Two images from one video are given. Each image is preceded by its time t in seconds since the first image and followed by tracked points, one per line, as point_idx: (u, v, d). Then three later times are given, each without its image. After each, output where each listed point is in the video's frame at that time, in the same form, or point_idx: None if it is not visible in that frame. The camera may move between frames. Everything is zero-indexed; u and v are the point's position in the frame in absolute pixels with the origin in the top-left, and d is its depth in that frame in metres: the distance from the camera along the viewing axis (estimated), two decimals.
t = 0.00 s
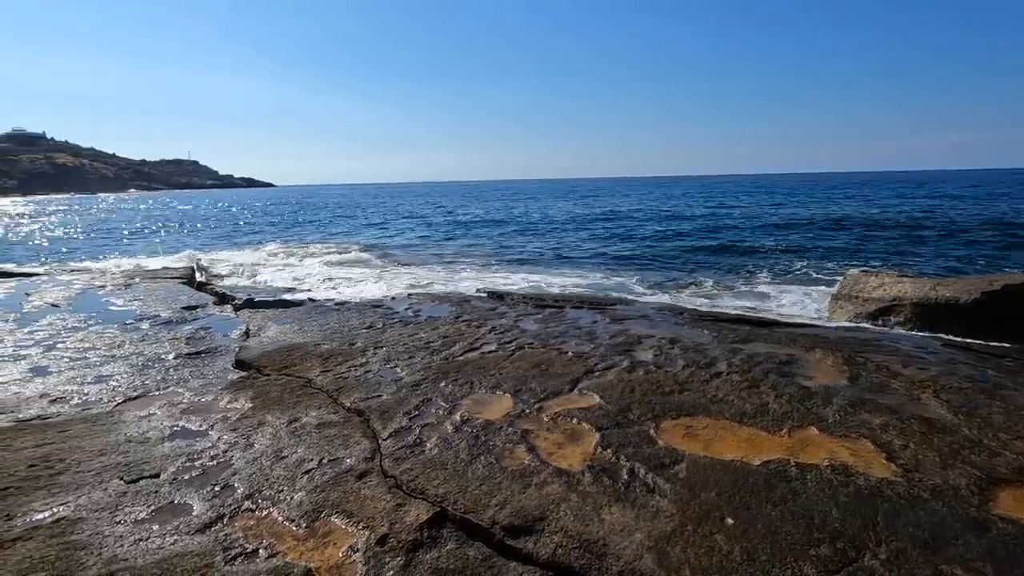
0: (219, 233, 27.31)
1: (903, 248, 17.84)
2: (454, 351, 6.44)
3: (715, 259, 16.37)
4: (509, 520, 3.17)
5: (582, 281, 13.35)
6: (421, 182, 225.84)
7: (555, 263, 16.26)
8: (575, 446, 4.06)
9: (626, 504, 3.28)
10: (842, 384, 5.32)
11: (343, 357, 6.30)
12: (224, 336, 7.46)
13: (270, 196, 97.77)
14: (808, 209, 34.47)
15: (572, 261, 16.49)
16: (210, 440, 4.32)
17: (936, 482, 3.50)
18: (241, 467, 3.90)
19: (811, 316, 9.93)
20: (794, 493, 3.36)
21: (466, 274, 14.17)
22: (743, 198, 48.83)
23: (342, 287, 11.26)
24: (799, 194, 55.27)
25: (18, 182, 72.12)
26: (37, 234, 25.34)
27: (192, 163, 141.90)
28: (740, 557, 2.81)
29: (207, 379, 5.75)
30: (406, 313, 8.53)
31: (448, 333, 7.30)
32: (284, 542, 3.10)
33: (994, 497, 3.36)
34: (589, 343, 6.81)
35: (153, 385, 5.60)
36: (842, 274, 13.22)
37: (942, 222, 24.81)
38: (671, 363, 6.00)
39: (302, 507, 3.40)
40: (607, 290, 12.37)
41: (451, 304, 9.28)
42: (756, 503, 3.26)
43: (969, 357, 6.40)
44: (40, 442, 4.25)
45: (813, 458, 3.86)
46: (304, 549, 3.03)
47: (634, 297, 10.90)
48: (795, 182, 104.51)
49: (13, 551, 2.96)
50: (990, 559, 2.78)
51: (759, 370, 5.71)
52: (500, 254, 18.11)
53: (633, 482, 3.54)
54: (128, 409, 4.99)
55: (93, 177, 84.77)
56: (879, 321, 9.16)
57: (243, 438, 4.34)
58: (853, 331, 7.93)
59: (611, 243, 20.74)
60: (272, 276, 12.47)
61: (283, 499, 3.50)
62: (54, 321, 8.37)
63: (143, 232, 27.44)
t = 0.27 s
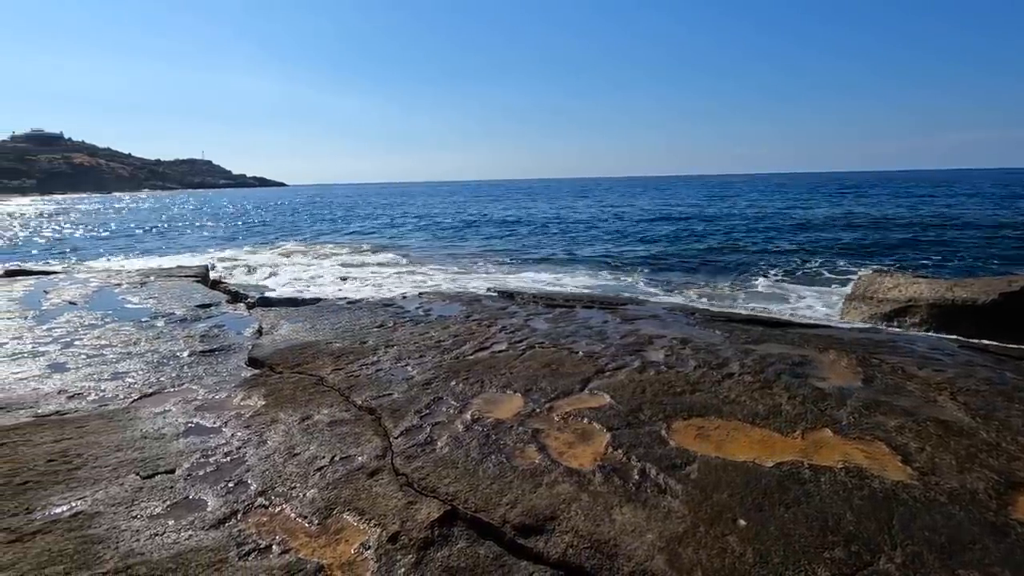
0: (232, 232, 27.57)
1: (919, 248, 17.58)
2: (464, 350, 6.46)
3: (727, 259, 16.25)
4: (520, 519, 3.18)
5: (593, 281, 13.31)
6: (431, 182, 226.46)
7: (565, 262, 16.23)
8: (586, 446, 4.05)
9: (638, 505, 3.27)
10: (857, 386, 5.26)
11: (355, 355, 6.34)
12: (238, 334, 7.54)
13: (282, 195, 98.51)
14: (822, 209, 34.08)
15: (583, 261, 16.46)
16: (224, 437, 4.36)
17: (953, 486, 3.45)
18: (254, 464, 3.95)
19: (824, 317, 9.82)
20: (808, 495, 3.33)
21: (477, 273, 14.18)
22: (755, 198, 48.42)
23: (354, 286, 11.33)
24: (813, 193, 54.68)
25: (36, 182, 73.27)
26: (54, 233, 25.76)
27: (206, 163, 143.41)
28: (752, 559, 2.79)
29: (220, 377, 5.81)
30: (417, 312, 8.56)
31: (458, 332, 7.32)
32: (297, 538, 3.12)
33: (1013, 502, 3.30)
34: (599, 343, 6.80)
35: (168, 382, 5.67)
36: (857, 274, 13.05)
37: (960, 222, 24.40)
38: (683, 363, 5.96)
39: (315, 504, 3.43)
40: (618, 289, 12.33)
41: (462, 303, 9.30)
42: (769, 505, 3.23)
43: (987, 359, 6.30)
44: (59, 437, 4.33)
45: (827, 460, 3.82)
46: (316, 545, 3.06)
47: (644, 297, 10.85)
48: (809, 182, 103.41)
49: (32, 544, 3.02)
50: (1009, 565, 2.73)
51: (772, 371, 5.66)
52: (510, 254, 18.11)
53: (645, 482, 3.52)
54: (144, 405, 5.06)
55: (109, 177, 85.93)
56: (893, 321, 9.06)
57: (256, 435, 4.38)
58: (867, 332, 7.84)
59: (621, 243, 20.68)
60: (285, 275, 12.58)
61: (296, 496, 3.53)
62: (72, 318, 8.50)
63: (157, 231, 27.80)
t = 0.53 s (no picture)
0: (244, 232, 27.80)
1: (935, 248, 17.33)
2: (475, 349, 6.47)
3: (738, 259, 16.13)
4: (531, 518, 3.18)
5: (603, 281, 13.27)
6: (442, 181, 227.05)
7: (575, 262, 16.19)
8: (597, 446, 4.04)
9: (649, 505, 3.26)
10: (870, 387, 5.20)
11: (366, 354, 6.38)
12: (250, 332, 7.60)
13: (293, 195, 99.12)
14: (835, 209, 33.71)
15: (592, 261, 16.41)
16: (237, 434, 4.41)
17: (970, 489, 3.40)
18: (267, 460, 3.98)
19: (837, 318, 9.73)
20: (822, 497, 3.29)
21: (486, 273, 14.18)
22: (767, 198, 48.00)
23: (364, 285, 11.37)
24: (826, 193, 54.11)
25: (52, 182, 74.30)
26: (69, 232, 26.11)
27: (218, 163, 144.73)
28: (765, 560, 2.77)
29: (233, 374, 5.87)
30: (427, 312, 8.59)
31: (468, 331, 7.33)
32: (309, 535, 3.14)
33: None
34: (610, 343, 6.78)
35: (181, 379, 5.74)
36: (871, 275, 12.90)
37: (977, 222, 24.03)
38: (693, 363, 5.93)
39: (327, 501, 3.45)
40: (628, 289, 12.29)
41: (472, 302, 9.32)
42: (781, 506, 3.21)
43: (1004, 361, 6.20)
44: (76, 432, 4.39)
45: (840, 462, 3.78)
46: (328, 542, 3.07)
47: (655, 297, 10.80)
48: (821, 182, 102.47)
49: (50, 538, 3.06)
50: None
51: (784, 372, 5.61)
52: (520, 253, 18.10)
53: (656, 483, 3.51)
54: (158, 402, 5.12)
55: (123, 177, 86.95)
56: (908, 321, 8.86)
57: (268, 432, 4.42)
58: (881, 333, 7.74)
59: (631, 243, 20.60)
60: (295, 274, 12.65)
61: (308, 493, 3.55)
62: (87, 316, 8.61)
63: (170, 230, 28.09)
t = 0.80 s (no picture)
0: (255, 232, 28.03)
1: (950, 249, 17.09)
2: (484, 349, 6.48)
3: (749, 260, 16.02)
4: (541, 518, 3.18)
5: (612, 281, 13.24)
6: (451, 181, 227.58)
7: (584, 263, 16.16)
8: (607, 447, 4.03)
9: (659, 506, 3.25)
10: (884, 390, 5.15)
11: (376, 353, 6.41)
12: (261, 331, 7.67)
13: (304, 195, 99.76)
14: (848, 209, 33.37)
15: (602, 261, 16.37)
16: (249, 432, 4.45)
17: (986, 493, 3.35)
18: (278, 458, 4.01)
19: (849, 320, 9.63)
20: (835, 500, 3.26)
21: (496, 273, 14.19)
22: (779, 198, 47.62)
23: (374, 285, 11.42)
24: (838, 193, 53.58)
25: (67, 182, 75.44)
26: (84, 231, 26.50)
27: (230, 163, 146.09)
28: (776, 563, 2.75)
29: (245, 373, 5.92)
30: (437, 312, 8.61)
31: (478, 331, 7.34)
32: (320, 533, 3.17)
33: None
34: (619, 344, 6.76)
35: (194, 378, 5.80)
36: (884, 276, 12.75)
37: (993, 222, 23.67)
38: (704, 364, 5.90)
39: (338, 499, 3.47)
40: (638, 290, 12.25)
41: (481, 303, 9.33)
42: (793, 509, 3.18)
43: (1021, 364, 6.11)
44: (91, 429, 4.46)
45: (854, 464, 3.74)
46: (339, 540, 3.09)
47: (665, 297, 10.75)
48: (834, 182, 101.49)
49: (66, 533, 3.11)
50: None
51: (796, 374, 5.57)
52: (529, 253, 18.10)
53: (666, 484, 3.49)
54: (171, 400, 5.18)
55: (137, 177, 88.05)
56: (922, 324, 8.71)
57: (280, 430, 4.45)
58: (895, 335, 7.66)
59: (641, 243, 20.52)
60: (306, 274, 12.74)
61: (319, 491, 3.58)
62: (103, 314, 8.73)
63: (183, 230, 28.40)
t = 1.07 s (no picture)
0: (266, 232, 28.26)
1: (964, 251, 16.87)
2: (493, 350, 6.48)
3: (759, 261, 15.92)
4: (549, 519, 3.17)
5: (621, 282, 13.21)
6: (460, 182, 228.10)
7: (593, 264, 16.14)
8: (616, 448, 4.02)
9: (668, 508, 3.24)
10: (896, 393, 5.09)
11: (385, 353, 6.44)
12: (272, 331, 7.73)
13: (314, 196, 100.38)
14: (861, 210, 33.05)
15: (611, 262, 16.34)
16: (259, 431, 4.49)
17: (1001, 498, 3.31)
18: (288, 457, 4.04)
19: (861, 322, 9.54)
20: (846, 504, 3.24)
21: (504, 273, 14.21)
22: (789, 199, 47.26)
23: (383, 285, 11.47)
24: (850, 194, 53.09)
25: (82, 183, 76.49)
26: (98, 232, 26.86)
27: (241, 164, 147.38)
28: (787, 566, 2.74)
29: (256, 372, 5.97)
30: (445, 312, 8.64)
31: (487, 331, 7.36)
32: (330, 531, 3.19)
33: None
34: (628, 345, 6.74)
35: (206, 377, 5.85)
36: (896, 278, 12.61)
37: (1009, 223, 23.34)
38: (714, 366, 5.87)
39: (347, 498, 3.49)
40: (647, 291, 12.21)
41: (490, 303, 9.34)
42: (804, 512, 3.16)
43: None
44: (105, 427, 4.51)
45: (865, 468, 3.71)
46: (348, 539, 3.11)
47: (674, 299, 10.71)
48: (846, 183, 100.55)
49: (80, 529, 3.15)
50: None
51: (806, 376, 5.52)
52: (537, 254, 18.09)
53: (675, 486, 3.48)
54: (183, 399, 5.23)
55: (150, 178, 89.08)
56: (936, 326, 8.60)
57: (290, 429, 4.49)
58: (908, 337, 7.57)
59: (650, 244, 20.46)
60: (316, 274, 12.82)
61: (329, 490, 3.60)
62: (116, 314, 8.84)
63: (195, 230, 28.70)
